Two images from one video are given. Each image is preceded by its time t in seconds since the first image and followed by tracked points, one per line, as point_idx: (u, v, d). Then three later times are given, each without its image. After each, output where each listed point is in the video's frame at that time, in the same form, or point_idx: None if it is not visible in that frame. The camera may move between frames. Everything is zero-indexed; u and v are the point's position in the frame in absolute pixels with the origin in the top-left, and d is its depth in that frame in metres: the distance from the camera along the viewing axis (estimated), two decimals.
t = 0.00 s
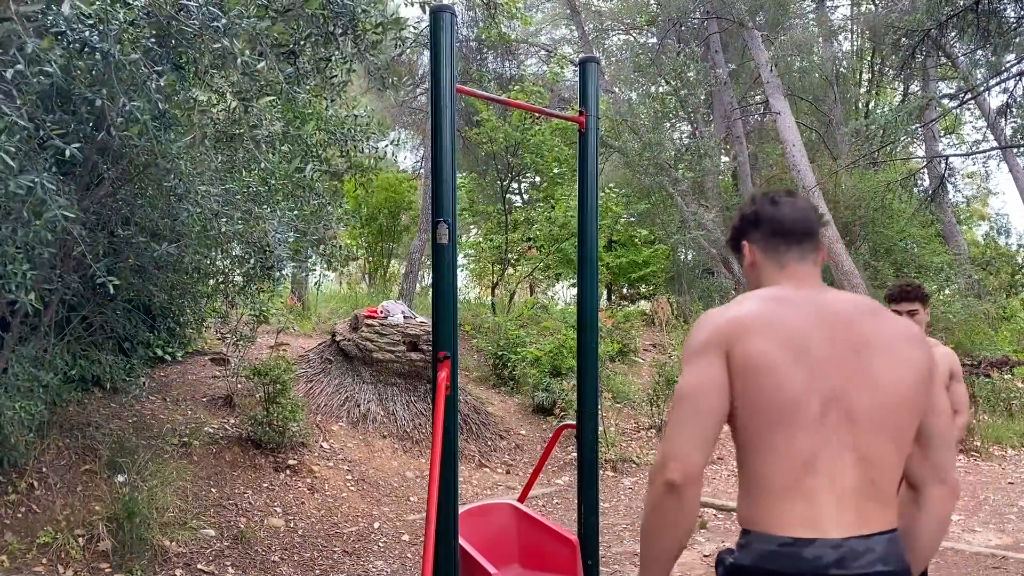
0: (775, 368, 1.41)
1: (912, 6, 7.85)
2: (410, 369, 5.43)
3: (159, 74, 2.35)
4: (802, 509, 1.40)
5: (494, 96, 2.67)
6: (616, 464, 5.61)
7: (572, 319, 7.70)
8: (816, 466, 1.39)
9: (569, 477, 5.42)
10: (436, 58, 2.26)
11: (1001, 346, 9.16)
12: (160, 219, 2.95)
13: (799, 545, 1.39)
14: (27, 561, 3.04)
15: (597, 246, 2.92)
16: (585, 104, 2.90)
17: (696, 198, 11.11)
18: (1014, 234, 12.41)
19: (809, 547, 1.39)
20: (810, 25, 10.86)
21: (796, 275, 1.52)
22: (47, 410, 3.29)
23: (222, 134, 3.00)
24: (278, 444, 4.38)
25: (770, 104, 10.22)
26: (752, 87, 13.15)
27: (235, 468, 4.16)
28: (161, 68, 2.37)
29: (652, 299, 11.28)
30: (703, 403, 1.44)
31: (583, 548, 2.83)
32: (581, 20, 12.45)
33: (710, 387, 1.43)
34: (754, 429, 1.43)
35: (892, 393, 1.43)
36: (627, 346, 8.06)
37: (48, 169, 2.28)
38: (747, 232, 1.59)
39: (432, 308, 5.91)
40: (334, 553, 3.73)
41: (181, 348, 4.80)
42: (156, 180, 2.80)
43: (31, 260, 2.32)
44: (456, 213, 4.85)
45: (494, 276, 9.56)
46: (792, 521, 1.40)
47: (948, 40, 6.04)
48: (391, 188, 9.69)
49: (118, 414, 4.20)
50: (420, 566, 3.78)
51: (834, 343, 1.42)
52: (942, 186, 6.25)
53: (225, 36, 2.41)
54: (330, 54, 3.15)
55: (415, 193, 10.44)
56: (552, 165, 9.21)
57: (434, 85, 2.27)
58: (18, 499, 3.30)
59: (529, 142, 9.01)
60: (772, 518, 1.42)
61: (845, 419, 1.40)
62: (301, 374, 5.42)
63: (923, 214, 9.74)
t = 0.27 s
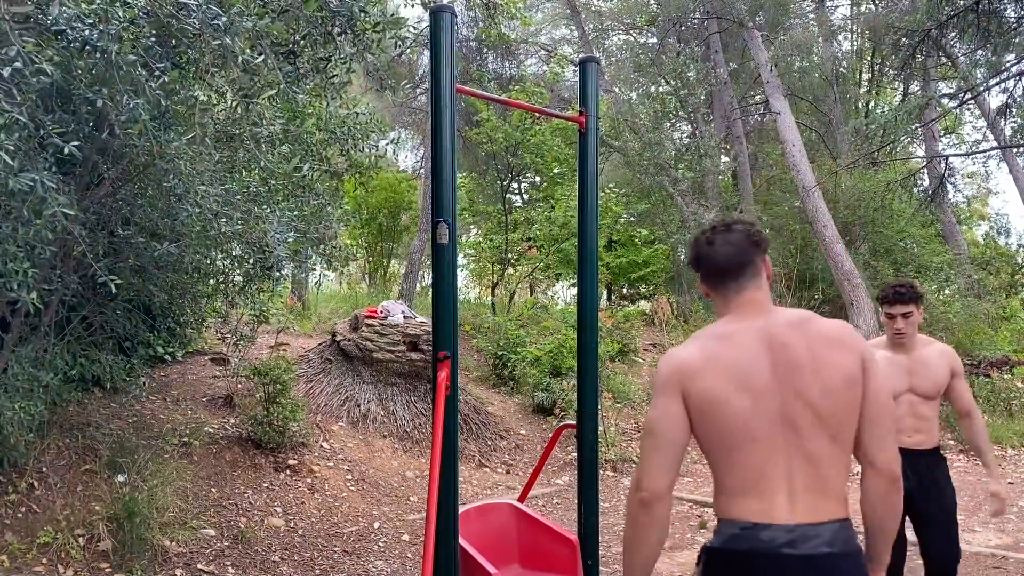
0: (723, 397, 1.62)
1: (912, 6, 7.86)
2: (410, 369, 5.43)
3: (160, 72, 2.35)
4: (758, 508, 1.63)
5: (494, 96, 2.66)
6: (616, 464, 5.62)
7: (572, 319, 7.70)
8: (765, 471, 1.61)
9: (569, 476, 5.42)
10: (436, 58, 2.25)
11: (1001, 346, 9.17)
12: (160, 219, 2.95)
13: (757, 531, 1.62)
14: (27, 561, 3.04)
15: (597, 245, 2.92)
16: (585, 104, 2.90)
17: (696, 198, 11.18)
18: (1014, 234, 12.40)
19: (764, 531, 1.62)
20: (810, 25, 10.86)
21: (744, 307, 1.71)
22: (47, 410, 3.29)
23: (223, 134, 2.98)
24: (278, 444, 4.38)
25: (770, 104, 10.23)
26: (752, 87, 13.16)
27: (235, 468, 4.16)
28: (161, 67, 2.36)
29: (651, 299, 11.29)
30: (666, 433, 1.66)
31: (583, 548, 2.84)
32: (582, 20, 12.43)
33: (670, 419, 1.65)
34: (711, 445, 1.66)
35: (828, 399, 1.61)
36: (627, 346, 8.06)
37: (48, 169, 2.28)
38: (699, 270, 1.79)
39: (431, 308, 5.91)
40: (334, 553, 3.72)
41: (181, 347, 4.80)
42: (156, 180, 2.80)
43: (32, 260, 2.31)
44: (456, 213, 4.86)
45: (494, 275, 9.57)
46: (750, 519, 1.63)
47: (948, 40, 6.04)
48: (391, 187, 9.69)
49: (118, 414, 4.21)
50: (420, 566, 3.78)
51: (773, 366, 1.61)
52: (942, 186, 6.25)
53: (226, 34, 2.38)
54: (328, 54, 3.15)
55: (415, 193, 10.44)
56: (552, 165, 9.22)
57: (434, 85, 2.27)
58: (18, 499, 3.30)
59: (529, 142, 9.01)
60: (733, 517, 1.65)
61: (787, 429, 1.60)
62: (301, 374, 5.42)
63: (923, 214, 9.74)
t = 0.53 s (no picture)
0: (695, 378, 1.66)
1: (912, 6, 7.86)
2: (410, 369, 5.44)
3: (160, 71, 2.35)
4: (728, 483, 1.67)
5: (494, 96, 2.66)
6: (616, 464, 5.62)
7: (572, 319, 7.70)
8: (734, 448, 1.66)
9: (569, 476, 5.42)
10: (436, 58, 2.26)
11: (1001, 346, 9.16)
12: (160, 219, 2.95)
13: (730, 507, 1.68)
14: (28, 561, 3.04)
15: (597, 245, 2.92)
16: (585, 104, 2.90)
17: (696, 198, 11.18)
18: (1014, 234, 12.40)
19: (736, 504, 1.67)
20: (810, 25, 10.86)
21: (724, 301, 1.76)
22: (47, 410, 3.29)
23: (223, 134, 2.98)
24: (278, 444, 4.38)
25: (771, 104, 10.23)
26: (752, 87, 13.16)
27: (235, 468, 4.16)
28: (161, 66, 2.36)
29: (652, 299, 11.28)
30: (642, 412, 1.72)
31: (583, 549, 2.84)
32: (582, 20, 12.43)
33: (645, 399, 1.71)
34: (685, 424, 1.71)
35: (799, 385, 1.66)
36: (627, 346, 8.07)
37: (48, 169, 2.28)
38: (684, 269, 1.84)
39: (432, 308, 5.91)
40: (334, 553, 3.72)
41: (181, 348, 4.81)
42: (156, 180, 2.80)
43: (31, 260, 2.31)
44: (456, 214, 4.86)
45: (494, 275, 9.56)
46: (722, 497, 1.68)
47: (949, 40, 6.04)
48: (391, 187, 9.69)
49: (118, 414, 4.21)
50: (420, 566, 3.78)
51: (744, 348, 1.67)
52: (941, 186, 6.26)
53: (225, 33, 2.39)
54: (328, 53, 3.13)
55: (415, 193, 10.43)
56: (552, 165, 9.21)
57: (434, 84, 2.27)
58: (18, 499, 3.31)
59: (529, 142, 9.02)
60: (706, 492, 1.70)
61: (756, 409, 1.65)
62: (302, 374, 5.42)
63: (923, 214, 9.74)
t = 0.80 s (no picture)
0: (707, 395, 1.83)
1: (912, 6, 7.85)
2: (410, 368, 5.43)
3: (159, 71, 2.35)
4: (729, 490, 1.85)
5: (494, 96, 2.66)
6: (616, 464, 5.62)
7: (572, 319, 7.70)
8: (738, 460, 1.83)
9: (569, 476, 5.42)
10: (436, 58, 2.26)
11: (1001, 346, 9.16)
12: (159, 219, 2.94)
13: (731, 512, 1.85)
14: (27, 561, 3.03)
15: (597, 245, 2.92)
16: (585, 104, 2.90)
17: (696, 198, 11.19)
18: (1014, 234, 12.39)
19: (735, 508, 1.85)
20: (810, 25, 10.83)
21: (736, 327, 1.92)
22: (47, 410, 3.29)
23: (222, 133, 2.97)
24: (278, 444, 4.38)
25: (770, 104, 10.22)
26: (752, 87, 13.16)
27: (235, 468, 4.16)
28: (160, 66, 2.36)
29: (652, 299, 11.29)
30: (657, 425, 1.88)
31: (583, 549, 2.84)
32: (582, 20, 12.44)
33: (662, 411, 1.86)
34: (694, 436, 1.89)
35: (798, 407, 1.83)
36: (627, 346, 8.07)
37: (48, 168, 2.28)
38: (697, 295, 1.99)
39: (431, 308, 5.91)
40: (334, 553, 3.72)
41: (181, 348, 4.81)
42: (155, 180, 2.79)
43: (31, 259, 2.31)
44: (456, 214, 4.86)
45: (494, 275, 9.56)
46: (722, 502, 1.86)
47: (949, 40, 6.03)
48: (391, 187, 9.68)
49: (118, 414, 4.21)
50: (420, 566, 3.78)
51: (753, 371, 1.84)
52: (942, 186, 6.26)
53: (224, 32, 2.37)
54: (328, 51, 3.12)
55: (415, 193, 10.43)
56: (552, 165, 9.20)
57: (434, 84, 2.27)
58: (18, 499, 3.30)
59: (529, 142, 9.02)
60: (706, 497, 1.88)
61: (759, 425, 1.83)
62: (302, 374, 5.42)
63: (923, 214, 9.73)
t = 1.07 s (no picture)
0: (712, 378, 2.01)
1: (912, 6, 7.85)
2: (410, 369, 5.44)
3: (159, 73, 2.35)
4: (722, 464, 2.03)
5: (494, 96, 2.66)
6: (616, 464, 5.62)
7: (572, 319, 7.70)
8: (733, 436, 2.02)
9: (569, 476, 5.42)
10: (436, 58, 2.26)
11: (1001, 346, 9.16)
12: (159, 219, 2.94)
13: (723, 484, 2.02)
14: (27, 561, 3.03)
15: (597, 245, 2.92)
16: (585, 104, 2.90)
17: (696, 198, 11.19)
18: (1014, 234, 12.40)
19: (726, 480, 2.02)
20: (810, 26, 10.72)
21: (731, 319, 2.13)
22: (46, 411, 3.29)
23: (222, 134, 2.96)
24: (278, 444, 4.38)
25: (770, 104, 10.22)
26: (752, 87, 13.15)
27: (235, 468, 4.16)
28: (160, 67, 2.36)
29: (652, 299, 11.29)
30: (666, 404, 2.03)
31: (583, 549, 2.84)
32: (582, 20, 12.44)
33: (671, 392, 2.02)
34: (693, 415, 2.07)
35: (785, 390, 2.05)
36: (627, 346, 8.07)
37: (48, 169, 2.28)
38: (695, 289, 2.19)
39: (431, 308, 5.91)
40: (334, 553, 3.72)
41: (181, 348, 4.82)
42: (155, 180, 2.79)
43: (31, 260, 2.31)
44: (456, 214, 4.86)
45: (494, 275, 9.56)
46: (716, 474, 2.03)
47: (949, 40, 6.03)
48: (391, 187, 9.68)
49: (118, 414, 4.21)
50: (420, 566, 3.78)
51: (749, 357, 2.04)
52: (942, 186, 6.26)
53: (224, 34, 2.39)
54: (329, 50, 3.12)
55: (415, 193, 10.42)
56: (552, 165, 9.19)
57: (434, 84, 2.27)
58: (18, 499, 3.30)
59: (529, 142, 9.02)
60: (701, 471, 2.06)
61: (752, 405, 2.03)
62: (301, 374, 5.42)
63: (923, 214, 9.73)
